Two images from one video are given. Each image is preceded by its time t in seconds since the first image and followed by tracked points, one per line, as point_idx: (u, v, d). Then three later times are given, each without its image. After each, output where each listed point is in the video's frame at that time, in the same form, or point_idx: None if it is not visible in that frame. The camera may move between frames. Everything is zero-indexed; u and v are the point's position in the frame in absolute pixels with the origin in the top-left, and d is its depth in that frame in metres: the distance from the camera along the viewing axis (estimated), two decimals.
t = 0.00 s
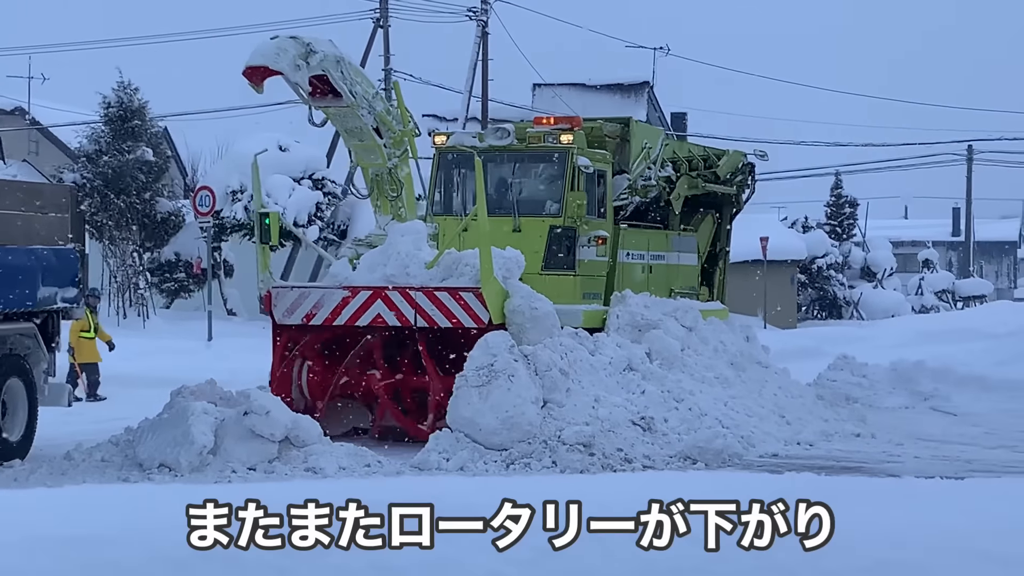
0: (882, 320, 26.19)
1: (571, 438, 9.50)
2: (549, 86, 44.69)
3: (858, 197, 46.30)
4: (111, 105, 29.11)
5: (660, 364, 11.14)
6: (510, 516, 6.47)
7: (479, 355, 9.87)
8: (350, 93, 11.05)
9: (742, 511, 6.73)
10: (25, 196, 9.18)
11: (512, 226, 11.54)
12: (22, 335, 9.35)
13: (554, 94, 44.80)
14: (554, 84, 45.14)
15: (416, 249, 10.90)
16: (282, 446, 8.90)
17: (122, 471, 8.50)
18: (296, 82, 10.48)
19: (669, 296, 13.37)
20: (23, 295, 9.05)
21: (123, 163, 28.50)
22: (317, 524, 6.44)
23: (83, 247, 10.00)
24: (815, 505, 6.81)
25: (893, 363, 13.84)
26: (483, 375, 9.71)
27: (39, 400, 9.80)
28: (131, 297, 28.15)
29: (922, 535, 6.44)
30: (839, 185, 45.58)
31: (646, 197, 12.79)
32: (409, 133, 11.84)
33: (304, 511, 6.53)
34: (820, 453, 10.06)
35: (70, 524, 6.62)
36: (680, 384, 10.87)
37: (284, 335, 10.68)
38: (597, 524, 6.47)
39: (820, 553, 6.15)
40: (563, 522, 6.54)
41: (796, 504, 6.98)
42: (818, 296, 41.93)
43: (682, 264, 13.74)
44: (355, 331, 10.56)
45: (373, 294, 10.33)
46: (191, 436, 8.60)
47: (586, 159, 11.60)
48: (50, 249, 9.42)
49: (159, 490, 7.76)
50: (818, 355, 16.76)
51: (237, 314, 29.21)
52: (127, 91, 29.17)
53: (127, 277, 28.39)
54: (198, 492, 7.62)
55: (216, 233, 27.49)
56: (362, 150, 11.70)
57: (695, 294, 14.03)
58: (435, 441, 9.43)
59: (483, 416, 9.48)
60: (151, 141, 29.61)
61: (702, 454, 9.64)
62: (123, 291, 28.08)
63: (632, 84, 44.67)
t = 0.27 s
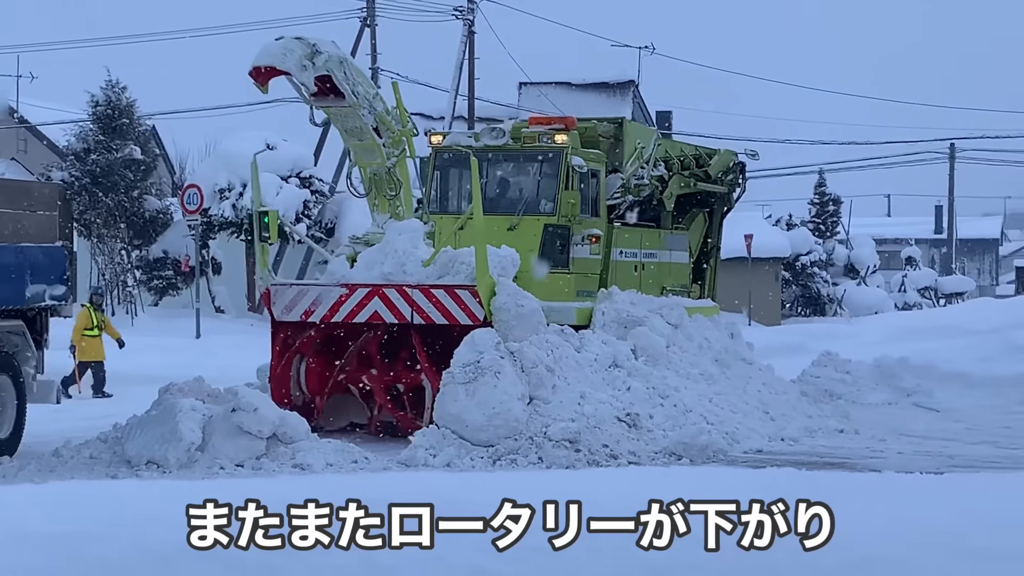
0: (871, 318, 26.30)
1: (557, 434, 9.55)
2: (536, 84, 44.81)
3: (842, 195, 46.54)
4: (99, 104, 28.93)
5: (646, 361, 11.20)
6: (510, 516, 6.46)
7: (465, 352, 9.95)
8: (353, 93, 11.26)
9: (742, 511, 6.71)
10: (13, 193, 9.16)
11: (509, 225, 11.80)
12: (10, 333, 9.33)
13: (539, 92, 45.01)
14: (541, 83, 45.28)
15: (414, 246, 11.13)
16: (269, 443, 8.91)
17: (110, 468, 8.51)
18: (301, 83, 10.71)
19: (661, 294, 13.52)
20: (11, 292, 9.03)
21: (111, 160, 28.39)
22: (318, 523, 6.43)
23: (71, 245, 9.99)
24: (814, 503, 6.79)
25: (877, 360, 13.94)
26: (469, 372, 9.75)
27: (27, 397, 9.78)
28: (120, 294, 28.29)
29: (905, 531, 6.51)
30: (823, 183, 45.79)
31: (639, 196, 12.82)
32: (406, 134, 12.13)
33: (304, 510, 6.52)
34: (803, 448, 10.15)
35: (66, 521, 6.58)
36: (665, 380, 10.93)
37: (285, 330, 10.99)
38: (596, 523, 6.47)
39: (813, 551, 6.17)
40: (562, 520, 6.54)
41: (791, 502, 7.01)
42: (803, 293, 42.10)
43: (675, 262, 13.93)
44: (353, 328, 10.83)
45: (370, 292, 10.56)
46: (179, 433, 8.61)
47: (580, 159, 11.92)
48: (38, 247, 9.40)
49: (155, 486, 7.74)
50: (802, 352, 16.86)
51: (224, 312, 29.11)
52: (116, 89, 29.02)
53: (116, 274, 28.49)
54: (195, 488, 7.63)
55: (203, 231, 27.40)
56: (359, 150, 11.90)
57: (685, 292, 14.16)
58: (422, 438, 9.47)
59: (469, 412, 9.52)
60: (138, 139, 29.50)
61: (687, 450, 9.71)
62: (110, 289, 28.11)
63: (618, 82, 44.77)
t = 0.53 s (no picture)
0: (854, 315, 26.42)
1: (540, 432, 9.59)
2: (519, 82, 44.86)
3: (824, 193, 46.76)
4: (82, 101, 28.57)
5: (628, 358, 11.26)
6: (510, 516, 6.49)
7: (448, 349, 9.94)
8: (344, 95, 11.36)
9: (742, 511, 6.74)
10: None
11: (496, 224, 11.86)
12: None
13: (521, 90, 45.20)
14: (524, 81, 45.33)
15: (403, 245, 11.32)
16: (253, 440, 8.92)
17: (93, 465, 8.51)
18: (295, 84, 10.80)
19: (647, 292, 13.57)
20: None
21: (95, 159, 28.32)
22: (318, 524, 6.43)
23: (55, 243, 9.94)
24: (814, 504, 6.83)
25: (858, 357, 14.05)
26: (452, 370, 9.78)
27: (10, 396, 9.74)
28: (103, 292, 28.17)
29: (885, 527, 6.58)
30: (805, 181, 45.97)
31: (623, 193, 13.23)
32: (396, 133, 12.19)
33: (304, 511, 6.53)
34: (784, 445, 10.23)
35: (64, 520, 6.56)
36: (647, 377, 10.99)
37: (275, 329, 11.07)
38: (592, 521, 6.51)
39: (810, 549, 6.22)
40: (560, 519, 6.56)
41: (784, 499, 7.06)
42: (785, 290, 42.26)
43: (658, 259, 13.96)
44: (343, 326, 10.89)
45: (360, 291, 10.68)
46: (162, 430, 8.61)
47: (565, 157, 12.06)
48: (21, 245, 9.36)
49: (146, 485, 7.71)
50: (782, 348, 16.98)
51: (208, 309, 29.04)
52: (99, 87, 28.77)
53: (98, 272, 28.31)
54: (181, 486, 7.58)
55: (187, 229, 27.31)
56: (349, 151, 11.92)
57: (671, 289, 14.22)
58: (405, 435, 9.51)
59: (452, 410, 9.54)
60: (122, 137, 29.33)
61: (669, 446, 9.77)
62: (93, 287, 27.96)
63: (601, 80, 44.84)
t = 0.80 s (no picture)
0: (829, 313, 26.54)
1: (512, 430, 9.60)
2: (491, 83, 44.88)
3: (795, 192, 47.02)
4: (53, 100, 28.39)
5: (600, 357, 11.27)
6: (510, 516, 6.49)
7: (421, 348, 9.91)
8: (321, 94, 11.56)
9: (742, 511, 6.75)
10: None
11: (473, 223, 12.09)
12: None
13: (493, 90, 45.39)
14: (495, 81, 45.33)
15: (382, 245, 11.33)
16: (224, 439, 8.86)
17: (62, 465, 8.44)
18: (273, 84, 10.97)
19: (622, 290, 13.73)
20: None
21: (66, 157, 28.01)
22: (318, 524, 6.38)
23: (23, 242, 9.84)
24: (815, 504, 6.83)
25: (829, 356, 14.14)
26: (424, 368, 9.76)
27: None
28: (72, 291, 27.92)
29: (858, 526, 6.62)
30: (777, 180, 46.16)
31: (600, 193, 13.33)
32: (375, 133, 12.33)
33: (304, 510, 6.49)
34: (755, 443, 10.28)
35: (57, 521, 6.49)
36: (619, 376, 11.01)
37: (254, 328, 11.04)
38: (592, 521, 6.52)
39: (808, 548, 6.25)
40: (560, 519, 6.57)
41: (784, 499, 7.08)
42: (757, 289, 42.43)
43: (636, 259, 14.03)
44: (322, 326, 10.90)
45: (340, 290, 10.67)
46: (133, 430, 8.54)
47: (543, 157, 12.14)
48: None
49: (136, 484, 7.68)
50: (753, 347, 17.07)
51: (179, 308, 28.88)
52: (69, 85, 28.62)
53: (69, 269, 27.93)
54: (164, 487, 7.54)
55: (158, 227, 27.09)
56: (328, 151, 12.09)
57: (648, 287, 14.35)
58: (377, 434, 9.50)
59: (424, 408, 9.52)
60: (92, 135, 29.13)
61: (640, 445, 9.80)
62: (62, 286, 27.71)
63: (573, 80, 44.87)
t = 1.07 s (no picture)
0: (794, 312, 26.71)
1: (473, 429, 9.59)
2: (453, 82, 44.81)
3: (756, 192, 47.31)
4: (11, 97, 28.10)
5: (561, 356, 11.30)
6: (509, 515, 6.49)
7: (383, 347, 9.87)
8: (292, 95, 11.53)
9: (742, 512, 6.75)
10: None
11: (440, 222, 12.07)
12: None
13: (455, 89, 45.34)
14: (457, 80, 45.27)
15: (352, 244, 11.28)
16: (184, 438, 8.77)
17: (19, 465, 8.35)
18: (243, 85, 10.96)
19: (589, 288, 14.03)
20: None
21: (24, 155, 27.62)
22: (318, 524, 6.36)
23: None
24: (815, 504, 6.82)
25: (789, 355, 14.25)
26: (386, 367, 9.71)
27: None
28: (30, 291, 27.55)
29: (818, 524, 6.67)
30: (739, 179, 46.42)
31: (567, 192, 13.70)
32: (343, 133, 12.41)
33: (304, 510, 6.44)
34: (716, 442, 10.34)
35: (48, 521, 6.44)
36: (581, 375, 11.04)
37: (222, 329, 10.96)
38: (592, 520, 6.52)
39: (804, 546, 6.29)
40: (560, 519, 6.58)
41: (784, 499, 7.08)
42: (719, 288, 42.66)
43: (603, 257, 14.48)
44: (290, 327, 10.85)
45: (309, 290, 10.61)
46: (91, 429, 8.44)
47: (511, 157, 12.22)
48: None
49: (121, 483, 7.63)
50: (714, 345, 17.17)
51: (140, 307, 28.61)
52: (28, 83, 28.28)
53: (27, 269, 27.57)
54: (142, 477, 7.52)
55: (117, 225, 26.80)
56: (298, 151, 12.08)
57: (615, 285, 14.79)
58: (338, 433, 9.46)
59: (385, 407, 9.48)
60: (51, 133, 28.83)
61: (602, 444, 9.83)
62: (20, 285, 27.34)
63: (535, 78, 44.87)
